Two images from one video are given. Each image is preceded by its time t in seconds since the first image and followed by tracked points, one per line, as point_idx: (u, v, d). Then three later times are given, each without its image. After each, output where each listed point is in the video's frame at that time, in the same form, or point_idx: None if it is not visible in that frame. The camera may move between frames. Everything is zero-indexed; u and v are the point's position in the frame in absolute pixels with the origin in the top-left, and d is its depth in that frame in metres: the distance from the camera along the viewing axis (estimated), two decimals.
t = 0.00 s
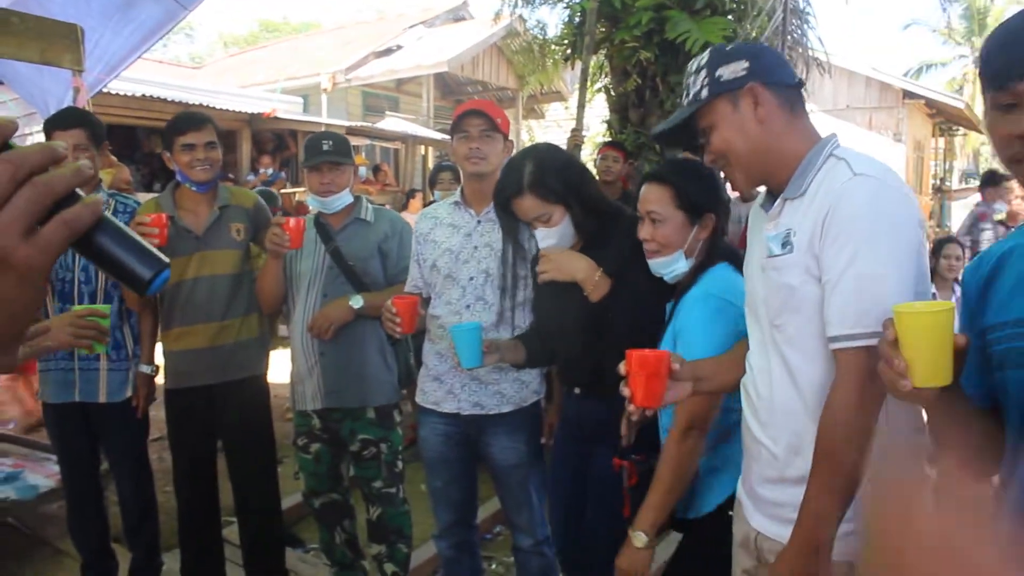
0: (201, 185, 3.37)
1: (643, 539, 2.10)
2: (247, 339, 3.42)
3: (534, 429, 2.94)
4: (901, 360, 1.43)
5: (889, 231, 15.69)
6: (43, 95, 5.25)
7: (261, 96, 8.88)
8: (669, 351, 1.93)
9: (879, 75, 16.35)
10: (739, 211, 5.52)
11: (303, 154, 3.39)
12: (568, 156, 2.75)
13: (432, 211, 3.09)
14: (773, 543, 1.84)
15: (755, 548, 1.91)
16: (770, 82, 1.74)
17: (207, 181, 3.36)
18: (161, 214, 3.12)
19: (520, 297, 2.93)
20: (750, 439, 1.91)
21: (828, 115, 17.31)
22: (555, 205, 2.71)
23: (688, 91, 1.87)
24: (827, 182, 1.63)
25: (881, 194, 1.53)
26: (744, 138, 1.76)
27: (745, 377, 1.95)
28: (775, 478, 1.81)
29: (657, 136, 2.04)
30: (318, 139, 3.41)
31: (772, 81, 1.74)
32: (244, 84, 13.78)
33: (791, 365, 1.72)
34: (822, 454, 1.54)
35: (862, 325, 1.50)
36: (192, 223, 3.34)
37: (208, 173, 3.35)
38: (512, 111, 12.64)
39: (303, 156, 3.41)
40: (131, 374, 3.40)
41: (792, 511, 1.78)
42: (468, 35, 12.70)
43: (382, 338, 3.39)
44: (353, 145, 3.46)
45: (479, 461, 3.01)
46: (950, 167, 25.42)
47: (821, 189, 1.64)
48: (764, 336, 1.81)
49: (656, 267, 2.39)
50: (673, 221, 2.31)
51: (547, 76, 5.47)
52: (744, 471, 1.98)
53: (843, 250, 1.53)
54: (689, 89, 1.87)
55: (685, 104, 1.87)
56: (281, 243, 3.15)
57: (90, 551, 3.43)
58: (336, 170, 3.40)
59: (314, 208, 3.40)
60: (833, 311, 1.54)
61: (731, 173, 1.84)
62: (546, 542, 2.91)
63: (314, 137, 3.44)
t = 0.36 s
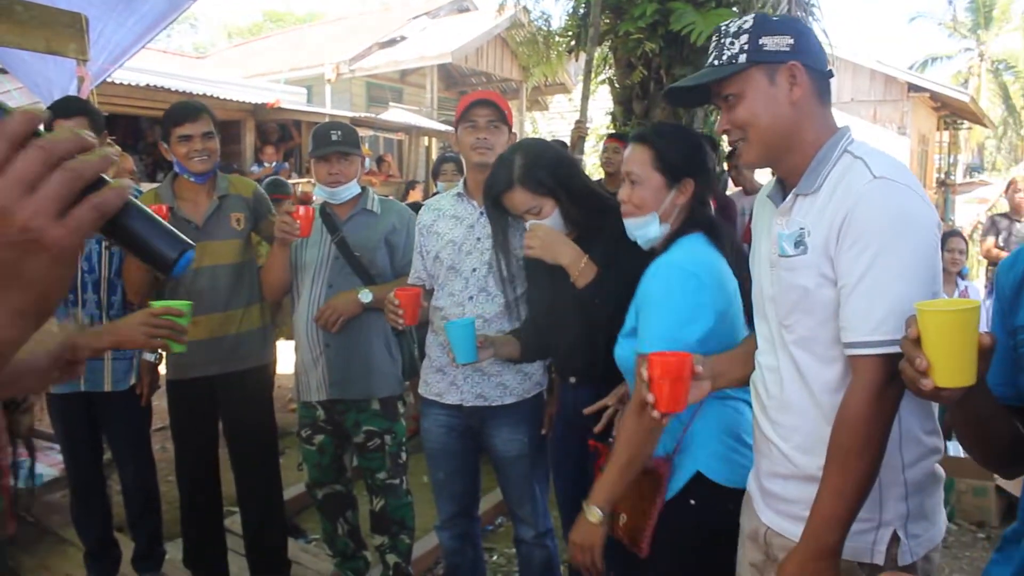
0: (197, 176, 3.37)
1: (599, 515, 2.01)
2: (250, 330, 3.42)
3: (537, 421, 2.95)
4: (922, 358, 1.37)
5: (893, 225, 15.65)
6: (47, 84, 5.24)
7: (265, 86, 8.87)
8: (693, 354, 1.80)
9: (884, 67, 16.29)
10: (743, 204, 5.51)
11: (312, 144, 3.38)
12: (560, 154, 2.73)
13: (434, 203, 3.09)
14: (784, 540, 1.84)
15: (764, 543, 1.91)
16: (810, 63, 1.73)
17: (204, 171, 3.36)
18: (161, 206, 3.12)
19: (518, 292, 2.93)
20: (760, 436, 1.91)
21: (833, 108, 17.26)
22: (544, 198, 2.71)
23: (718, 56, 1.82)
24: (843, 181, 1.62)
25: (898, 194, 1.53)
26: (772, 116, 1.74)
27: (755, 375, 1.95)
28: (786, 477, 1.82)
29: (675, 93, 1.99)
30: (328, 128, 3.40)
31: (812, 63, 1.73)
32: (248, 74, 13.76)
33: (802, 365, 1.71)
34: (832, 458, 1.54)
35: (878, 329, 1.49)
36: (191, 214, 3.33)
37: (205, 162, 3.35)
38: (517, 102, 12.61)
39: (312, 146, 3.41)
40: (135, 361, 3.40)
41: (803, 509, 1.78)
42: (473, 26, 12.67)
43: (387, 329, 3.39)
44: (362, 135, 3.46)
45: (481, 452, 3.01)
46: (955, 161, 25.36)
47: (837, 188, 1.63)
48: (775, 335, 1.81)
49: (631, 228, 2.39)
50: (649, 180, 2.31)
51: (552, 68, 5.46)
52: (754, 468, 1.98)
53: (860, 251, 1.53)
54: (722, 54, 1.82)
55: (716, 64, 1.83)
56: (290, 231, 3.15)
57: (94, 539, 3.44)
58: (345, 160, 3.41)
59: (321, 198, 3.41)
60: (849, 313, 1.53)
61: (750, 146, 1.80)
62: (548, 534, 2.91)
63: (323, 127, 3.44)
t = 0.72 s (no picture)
0: (195, 176, 3.38)
1: (586, 475, 2.24)
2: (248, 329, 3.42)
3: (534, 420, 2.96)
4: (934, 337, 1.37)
5: (893, 225, 15.65)
6: (47, 84, 5.25)
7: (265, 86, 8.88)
8: (693, 356, 1.84)
9: (884, 67, 16.29)
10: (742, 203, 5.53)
11: (311, 144, 3.38)
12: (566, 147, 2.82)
13: (433, 203, 3.11)
14: (787, 536, 1.83)
15: (767, 540, 1.90)
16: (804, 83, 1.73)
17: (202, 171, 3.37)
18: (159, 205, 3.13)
19: (514, 291, 2.95)
20: (763, 432, 1.91)
21: (833, 108, 17.26)
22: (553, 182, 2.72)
23: (713, 114, 1.76)
24: (851, 186, 1.63)
25: (909, 197, 1.54)
26: (781, 149, 1.71)
27: (757, 373, 1.95)
28: (791, 473, 1.82)
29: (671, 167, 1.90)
30: (328, 128, 3.39)
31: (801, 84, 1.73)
32: (248, 74, 13.75)
33: (811, 368, 1.72)
34: (847, 457, 1.55)
35: (894, 331, 1.51)
36: (188, 213, 3.34)
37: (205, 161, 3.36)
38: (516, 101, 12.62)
39: (311, 146, 3.40)
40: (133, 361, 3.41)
41: (806, 504, 1.79)
42: (472, 25, 12.69)
43: (386, 329, 3.40)
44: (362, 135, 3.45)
45: (478, 452, 3.02)
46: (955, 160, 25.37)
47: (845, 192, 1.63)
48: (779, 337, 1.81)
49: (602, 207, 2.44)
50: (624, 150, 2.34)
51: (551, 67, 5.47)
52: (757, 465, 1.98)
53: (875, 258, 1.53)
54: (716, 112, 1.76)
55: (719, 127, 1.75)
56: (293, 227, 3.15)
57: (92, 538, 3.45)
58: (345, 160, 3.41)
59: (320, 198, 3.42)
60: (864, 318, 1.54)
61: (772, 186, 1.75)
62: (545, 532, 2.92)
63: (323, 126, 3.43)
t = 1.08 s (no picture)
0: (197, 175, 3.39)
1: (573, 463, 2.21)
2: (247, 328, 3.43)
3: (532, 419, 2.97)
4: (939, 337, 1.37)
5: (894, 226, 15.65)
6: (49, 83, 5.26)
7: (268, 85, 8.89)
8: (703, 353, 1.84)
9: (886, 68, 16.28)
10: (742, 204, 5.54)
11: (312, 144, 3.40)
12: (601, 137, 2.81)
13: (432, 203, 3.13)
14: (786, 529, 1.83)
15: (767, 536, 1.90)
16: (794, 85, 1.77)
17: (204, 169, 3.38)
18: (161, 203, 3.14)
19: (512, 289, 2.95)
20: (761, 427, 1.92)
21: (835, 108, 17.26)
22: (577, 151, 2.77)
23: (709, 108, 1.77)
24: (844, 186, 1.64)
25: (902, 196, 1.56)
26: (777, 146, 1.73)
27: (752, 371, 1.96)
28: (789, 469, 1.82)
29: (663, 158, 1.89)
30: (327, 128, 3.42)
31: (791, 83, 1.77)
32: (250, 73, 13.76)
33: (809, 365, 1.72)
34: (869, 449, 1.56)
35: (898, 327, 1.52)
36: (189, 212, 3.35)
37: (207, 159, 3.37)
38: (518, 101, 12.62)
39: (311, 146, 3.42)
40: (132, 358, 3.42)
41: (805, 498, 1.78)
42: (475, 25, 12.70)
43: (387, 330, 3.39)
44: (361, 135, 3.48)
45: (476, 450, 3.03)
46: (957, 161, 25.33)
47: (838, 192, 1.65)
48: (774, 335, 1.81)
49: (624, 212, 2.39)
50: (636, 153, 2.32)
51: (553, 67, 5.48)
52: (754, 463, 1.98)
53: (874, 255, 1.54)
54: (712, 106, 1.76)
55: (714, 119, 1.76)
56: (294, 227, 3.16)
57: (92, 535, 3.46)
58: (345, 160, 3.43)
59: (321, 197, 3.43)
60: (865, 315, 1.55)
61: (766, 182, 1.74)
62: (542, 531, 2.93)
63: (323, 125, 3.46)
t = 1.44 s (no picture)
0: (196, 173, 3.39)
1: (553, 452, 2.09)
2: (244, 327, 3.43)
3: (524, 418, 2.98)
4: (928, 344, 1.38)
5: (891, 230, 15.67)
6: (46, 79, 5.27)
7: (266, 84, 8.90)
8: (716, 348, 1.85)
9: (884, 72, 16.31)
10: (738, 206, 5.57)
11: (308, 144, 3.41)
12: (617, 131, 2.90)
13: (423, 205, 3.15)
14: (772, 538, 1.85)
15: (752, 543, 1.91)
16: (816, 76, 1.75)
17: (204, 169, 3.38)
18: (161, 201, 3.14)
19: (505, 289, 2.98)
20: (750, 432, 1.93)
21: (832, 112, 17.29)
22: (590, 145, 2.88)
23: (722, 75, 1.82)
24: (856, 189, 1.64)
25: (916, 204, 1.56)
26: (777, 133, 1.75)
27: (746, 370, 1.97)
28: (775, 475, 1.83)
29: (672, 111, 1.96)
30: (323, 128, 3.43)
31: (815, 75, 1.75)
32: (249, 71, 13.75)
33: (804, 367, 1.73)
34: (860, 462, 1.56)
35: (896, 337, 1.53)
36: (188, 210, 3.36)
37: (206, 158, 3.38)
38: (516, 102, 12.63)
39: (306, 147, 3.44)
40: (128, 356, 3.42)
41: (791, 507, 1.79)
42: (473, 25, 12.72)
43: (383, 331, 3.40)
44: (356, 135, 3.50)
45: (469, 450, 3.04)
46: (954, 165, 25.38)
47: (849, 194, 1.65)
48: (771, 333, 1.82)
49: (600, 218, 2.45)
50: (593, 165, 2.36)
51: (550, 67, 5.50)
52: (740, 469, 2.00)
53: (880, 260, 1.55)
54: (726, 72, 1.81)
55: (723, 84, 1.82)
56: (289, 229, 3.16)
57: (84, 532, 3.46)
58: (341, 161, 3.44)
59: (317, 197, 3.43)
60: (867, 320, 1.56)
61: (758, 158, 1.79)
62: (535, 529, 2.94)
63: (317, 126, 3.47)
